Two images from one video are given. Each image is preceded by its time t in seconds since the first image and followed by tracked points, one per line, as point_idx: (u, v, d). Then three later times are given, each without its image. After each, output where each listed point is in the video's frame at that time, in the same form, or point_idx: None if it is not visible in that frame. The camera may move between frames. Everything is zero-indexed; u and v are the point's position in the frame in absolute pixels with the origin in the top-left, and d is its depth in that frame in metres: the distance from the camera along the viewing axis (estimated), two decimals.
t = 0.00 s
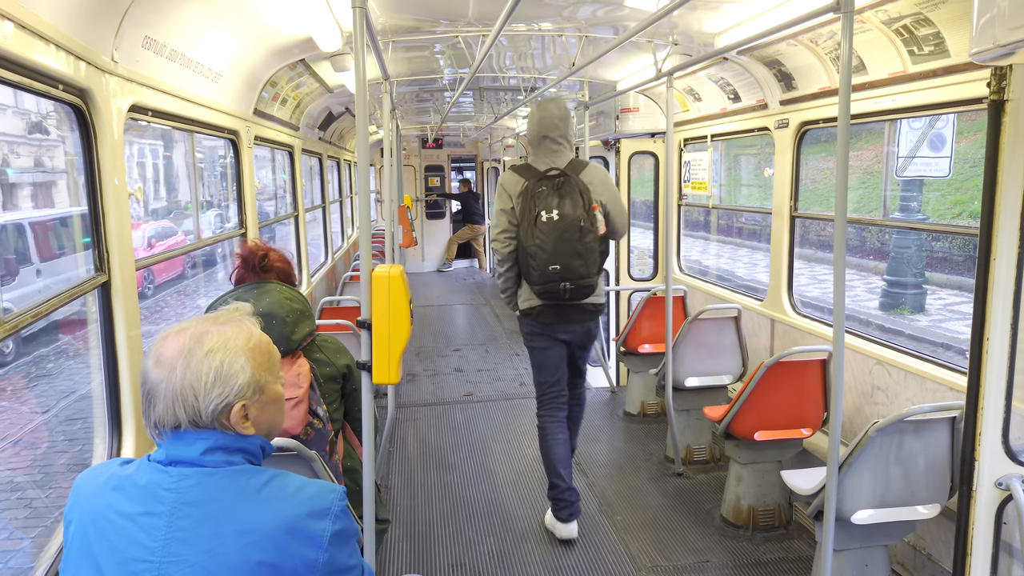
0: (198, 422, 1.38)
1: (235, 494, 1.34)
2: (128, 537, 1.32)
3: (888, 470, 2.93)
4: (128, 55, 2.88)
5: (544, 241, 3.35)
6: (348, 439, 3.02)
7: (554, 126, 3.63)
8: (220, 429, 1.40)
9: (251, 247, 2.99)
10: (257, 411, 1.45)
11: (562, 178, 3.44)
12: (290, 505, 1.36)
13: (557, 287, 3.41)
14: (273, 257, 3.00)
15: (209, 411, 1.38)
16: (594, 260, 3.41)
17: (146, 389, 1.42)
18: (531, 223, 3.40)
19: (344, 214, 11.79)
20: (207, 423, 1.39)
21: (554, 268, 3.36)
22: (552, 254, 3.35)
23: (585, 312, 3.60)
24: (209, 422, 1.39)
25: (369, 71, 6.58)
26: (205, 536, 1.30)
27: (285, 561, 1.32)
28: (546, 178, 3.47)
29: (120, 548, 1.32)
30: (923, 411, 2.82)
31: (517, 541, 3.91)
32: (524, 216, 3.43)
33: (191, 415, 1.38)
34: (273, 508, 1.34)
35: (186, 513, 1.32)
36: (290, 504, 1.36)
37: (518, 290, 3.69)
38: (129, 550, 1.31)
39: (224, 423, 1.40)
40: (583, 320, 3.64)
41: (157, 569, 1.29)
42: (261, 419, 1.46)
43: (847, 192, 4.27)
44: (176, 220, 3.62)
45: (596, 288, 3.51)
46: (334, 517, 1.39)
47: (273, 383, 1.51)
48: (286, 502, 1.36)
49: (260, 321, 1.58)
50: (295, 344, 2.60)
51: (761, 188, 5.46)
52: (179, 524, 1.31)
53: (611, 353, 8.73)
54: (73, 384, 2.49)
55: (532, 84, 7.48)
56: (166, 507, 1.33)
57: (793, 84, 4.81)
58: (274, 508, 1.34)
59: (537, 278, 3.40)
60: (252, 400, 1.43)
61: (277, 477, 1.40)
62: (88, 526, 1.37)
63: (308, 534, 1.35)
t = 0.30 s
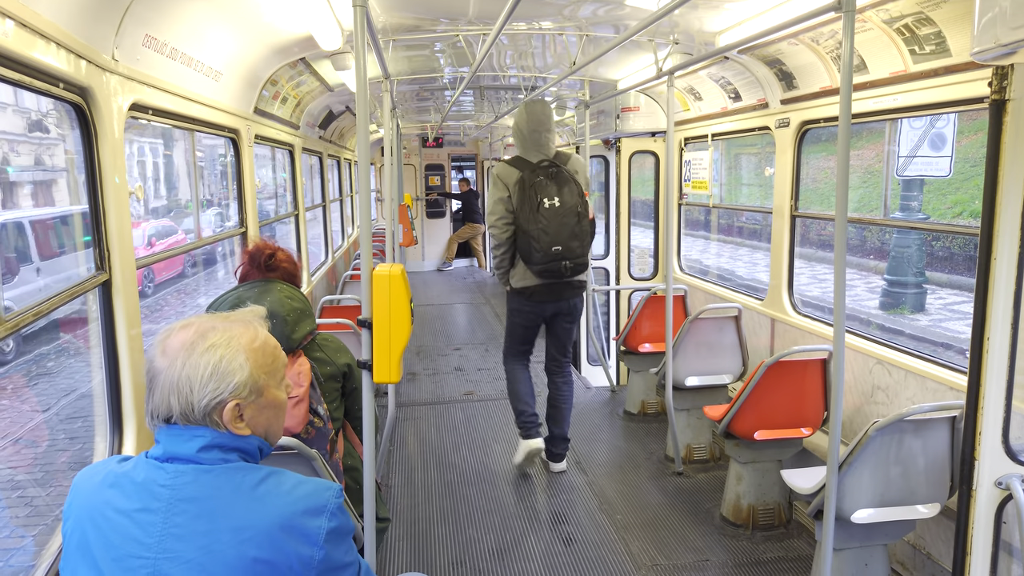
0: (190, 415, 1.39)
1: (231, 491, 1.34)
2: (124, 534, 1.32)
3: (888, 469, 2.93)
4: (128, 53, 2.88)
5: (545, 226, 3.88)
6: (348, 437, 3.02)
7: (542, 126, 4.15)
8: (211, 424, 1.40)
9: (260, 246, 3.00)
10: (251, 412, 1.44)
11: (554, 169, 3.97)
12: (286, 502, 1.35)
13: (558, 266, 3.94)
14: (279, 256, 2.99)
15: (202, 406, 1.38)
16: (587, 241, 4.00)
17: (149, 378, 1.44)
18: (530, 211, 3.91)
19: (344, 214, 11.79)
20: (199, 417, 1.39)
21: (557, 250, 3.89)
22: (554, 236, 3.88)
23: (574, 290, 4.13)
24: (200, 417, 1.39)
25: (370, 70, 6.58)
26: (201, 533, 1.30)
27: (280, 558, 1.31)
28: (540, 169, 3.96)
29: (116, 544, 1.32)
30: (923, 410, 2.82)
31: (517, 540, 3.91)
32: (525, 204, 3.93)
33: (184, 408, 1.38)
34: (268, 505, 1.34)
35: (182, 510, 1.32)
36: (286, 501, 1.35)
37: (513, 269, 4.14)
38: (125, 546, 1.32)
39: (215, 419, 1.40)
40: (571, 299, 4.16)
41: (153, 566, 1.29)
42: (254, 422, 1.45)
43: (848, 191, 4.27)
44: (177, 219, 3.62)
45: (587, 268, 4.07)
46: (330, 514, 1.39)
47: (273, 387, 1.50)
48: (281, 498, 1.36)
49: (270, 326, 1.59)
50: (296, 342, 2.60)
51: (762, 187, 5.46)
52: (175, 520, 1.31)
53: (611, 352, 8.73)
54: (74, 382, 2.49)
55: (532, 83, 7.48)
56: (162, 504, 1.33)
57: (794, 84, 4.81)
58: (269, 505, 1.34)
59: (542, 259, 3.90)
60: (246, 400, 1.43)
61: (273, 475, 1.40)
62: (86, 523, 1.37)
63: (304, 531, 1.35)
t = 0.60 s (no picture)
0: (191, 411, 1.40)
1: (230, 489, 1.34)
2: (124, 530, 1.33)
3: (888, 466, 2.93)
4: (128, 51, 2.88)
5: (528, 228, 4.19)
6: (349, 436, 3.03)
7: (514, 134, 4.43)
8: (211, 422, 1.41)
9: (264, 244, 3.01)
10: (252, 413, 1.45)
11: (530, 176, 4.30)
12: (285, 500, 1.35)
13: (542, 263, 4.25)
14: (282, 254, 2.98)
15: (202, 403, 1.39)
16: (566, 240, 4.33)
17: (155, 372, 1.46)
18: (513, 216, 4.24)
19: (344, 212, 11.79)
20: (200, 414, 1.40)
21: (541, 249, 4.20)
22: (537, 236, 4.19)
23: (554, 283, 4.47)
24: (201, 413, 1.40)
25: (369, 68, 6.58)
26: (200, 530, 1.30)
27: (278, 556, 1.30)
28: (517, 177, 4.29)
29: (116, 540, 1.33)
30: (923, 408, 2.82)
31: (517, 538, 3.92)
32: (508, 210, 4.24)
33: (186, 404, 1.39)
34: (267, 503, 1.34)
35: (181, 506, 1.32)
36: (285, 499, 1.35)
37: (494, 268, 4.43)
38: (125, 542, 1.32)
39: (215, 417, 1.40)
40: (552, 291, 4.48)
41: (152, 563, 1.29)
42: (254, 422, 1.45)
43: (848, 189, 4.27)
44: (177, 217, 3.62)
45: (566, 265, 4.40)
46: (330, 513, 1.38)
47: (276, 389, 1.51)
48: (281, 497, 1.35)
49: (278, 329, 1.59)
50: (297, 341, 2.60)
51: (762, 185, 5.46)
52: (175, 516, 1.31)
53: (611, 350, 8.73)
54: (75, 380, 2.49)
55: (532, 81, 7.47)
56: (162, 500, 1.33)
57: (794, 81, 4.81)
58: (268, 503, 1.34)
59: (528, 257, 4.20)
60: (246, 400, 1.43)
61: (273, 473, 1.40)
62: (86, 518, 1.38)
63: (303, 530, 1.34)
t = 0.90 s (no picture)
0: (191, 409, 1.40)
1: (230, 486, 1.34)
2: (124, 526, 1.33)
3: (887, 464, 2.92)
4: (128, 48, 2.87)
5: (500, 214, 4.66)
6: (349, 433, 3.03)
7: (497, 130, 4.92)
8: (212, 420, 1.40)
9: (264, 241, 3.01)
10: (252, 411, 1.44)
11: (508, 167, 4.77)
12: (285, 498, 1.35)
13: (512, 248, 4.74)
14: (282, 251, 2.98)
15: (202, 401, 1.39)
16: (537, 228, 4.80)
17: (157, 369, 1.46)
18: (488, 201, 4.69)
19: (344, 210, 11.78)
20: (200, 411, 1.40)
21: (511, 235, 4.68)
22: (508, 222, 4.67)
23: (529, 270, 4.97)
24: (201, 411, 1.40)
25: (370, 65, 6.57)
26: (199, 527, 1.30)
27: (277, 554, 1.30)
28: (496, 167, 4.76)
29: (116, 536, 1.33)
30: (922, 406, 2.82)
31: (517, 536, 3.92)
32: (484, 195, 4.70)
33: (186, 402, 1.39)
34: (267, 501, 1.33)
35: (182, 503, 1.32)
36: (285, 498, 1.35)
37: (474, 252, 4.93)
38: (125, 538, 1.32)
39: (216, 415, 1.40)
40: (526, 276, 4.98)
41: (152, 560, 1.29)
42: (255, 421, 1.45)
43: (848, 187, 4.27)
44: (177, 215, 3.62)
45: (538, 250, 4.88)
46: (330, 511, 1.38)
47: (277, 387, 1.51)
48: (280, 495, 1.35)
49: (279, 326, 1.59)
50: (297, 338, 2.60)
51: (762, 183, 5.45)
52: (175, 514, 1.31)
53: (611, 348, 8.74)
54: (74, 378, 2.49)
55: (533, 79, 7.46)
56: (162, 497, 1.33)
57: (795, 80, 4.81)
58: (268, 501, 1.33)
59: (500, 242, 4.69)
60: (247, 398, 1.43)
61: (273, 472, 1.40)
62: (87, 514, 1.38)
63: (303, 528, 1.34)
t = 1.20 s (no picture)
0: (203, 402, 1.40)
1: (232, 480, 1.34)
2: (127, 518, 1.33)
3: (887, 461, 2.90)
4: (127, 47, 2.87)
5: (490, 210, 4.89)
6: (349, 432, 3.03)
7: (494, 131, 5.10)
8: (223, 414, 1.41)
9: (263, 239, 3.00)
10: (261, 404, 1.47)
11: (501, 167, 4.99)
12: (287, 491, 1.35)
13: (500, 241, 4.95)
14: (281, 250, 2.99)
15: (216, 394, 1.39)
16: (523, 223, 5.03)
17: (160, 364, 1.45)
18: (481, 198, 4.90)
19: (344, 208, 11.77)
20: (212, 404, 1.40)
21: (499, 229, 4.90)
22: (497, 217, 4.89)
23: (516, 264, 5.17)
24: (213, 404, 1.40)
25: (369, 63, 6.57)
26: (202, 520, 1.30)
27: (279, 547, 1.30)
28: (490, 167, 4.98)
29: (119, 527, 1.33)
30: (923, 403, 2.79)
31: (517, 533, 3.93)
32: (477, 192, 4.91)
33: (198, 395, 1.39)
34: (269, 494, 1.34)
35: (184, 496, 1.32)
36: (287, 491, 1.35)
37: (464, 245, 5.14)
38: (127, 530, 1.33)
39: (228, 409, 1.41)
40: (514, 270, 5.18)
41: (155, 551, 1.30)
42: (263, 413, 1.47)
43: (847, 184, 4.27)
44: (176, 214, 3.62)
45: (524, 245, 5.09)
46: (332, 503, 1.37)
47: (280, 380, 1.53)
48: (283, 488, 1.35)
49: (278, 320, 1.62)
50: (296, 337, 2.60)
51: (762, 181, 5.45)
52: (177, 506, 1.32)
53: (611, 345, 8.74)
54: (74, 377, 2.50)
55: (532, 77, 7.45)
56: (165, 490, 1.33)
57: (794, 77, 4.80)
58: (271, 495, 1.34)
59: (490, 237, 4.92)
60: (257, 391, 1.45)
61: (275, 465, 1.39)
62: (89, 506, 1.38)
63: (305, 520, 1.33)
